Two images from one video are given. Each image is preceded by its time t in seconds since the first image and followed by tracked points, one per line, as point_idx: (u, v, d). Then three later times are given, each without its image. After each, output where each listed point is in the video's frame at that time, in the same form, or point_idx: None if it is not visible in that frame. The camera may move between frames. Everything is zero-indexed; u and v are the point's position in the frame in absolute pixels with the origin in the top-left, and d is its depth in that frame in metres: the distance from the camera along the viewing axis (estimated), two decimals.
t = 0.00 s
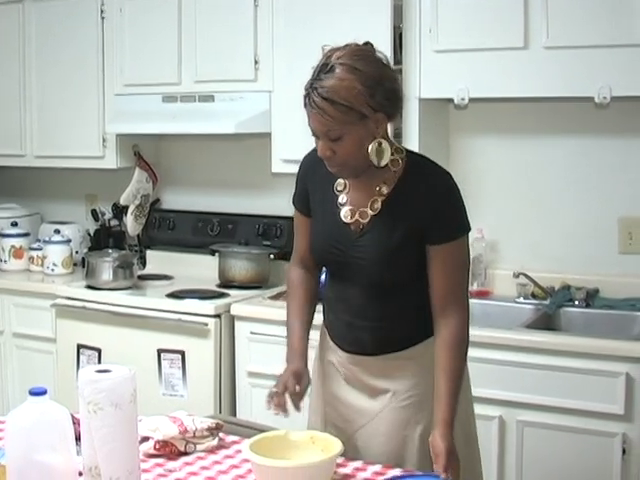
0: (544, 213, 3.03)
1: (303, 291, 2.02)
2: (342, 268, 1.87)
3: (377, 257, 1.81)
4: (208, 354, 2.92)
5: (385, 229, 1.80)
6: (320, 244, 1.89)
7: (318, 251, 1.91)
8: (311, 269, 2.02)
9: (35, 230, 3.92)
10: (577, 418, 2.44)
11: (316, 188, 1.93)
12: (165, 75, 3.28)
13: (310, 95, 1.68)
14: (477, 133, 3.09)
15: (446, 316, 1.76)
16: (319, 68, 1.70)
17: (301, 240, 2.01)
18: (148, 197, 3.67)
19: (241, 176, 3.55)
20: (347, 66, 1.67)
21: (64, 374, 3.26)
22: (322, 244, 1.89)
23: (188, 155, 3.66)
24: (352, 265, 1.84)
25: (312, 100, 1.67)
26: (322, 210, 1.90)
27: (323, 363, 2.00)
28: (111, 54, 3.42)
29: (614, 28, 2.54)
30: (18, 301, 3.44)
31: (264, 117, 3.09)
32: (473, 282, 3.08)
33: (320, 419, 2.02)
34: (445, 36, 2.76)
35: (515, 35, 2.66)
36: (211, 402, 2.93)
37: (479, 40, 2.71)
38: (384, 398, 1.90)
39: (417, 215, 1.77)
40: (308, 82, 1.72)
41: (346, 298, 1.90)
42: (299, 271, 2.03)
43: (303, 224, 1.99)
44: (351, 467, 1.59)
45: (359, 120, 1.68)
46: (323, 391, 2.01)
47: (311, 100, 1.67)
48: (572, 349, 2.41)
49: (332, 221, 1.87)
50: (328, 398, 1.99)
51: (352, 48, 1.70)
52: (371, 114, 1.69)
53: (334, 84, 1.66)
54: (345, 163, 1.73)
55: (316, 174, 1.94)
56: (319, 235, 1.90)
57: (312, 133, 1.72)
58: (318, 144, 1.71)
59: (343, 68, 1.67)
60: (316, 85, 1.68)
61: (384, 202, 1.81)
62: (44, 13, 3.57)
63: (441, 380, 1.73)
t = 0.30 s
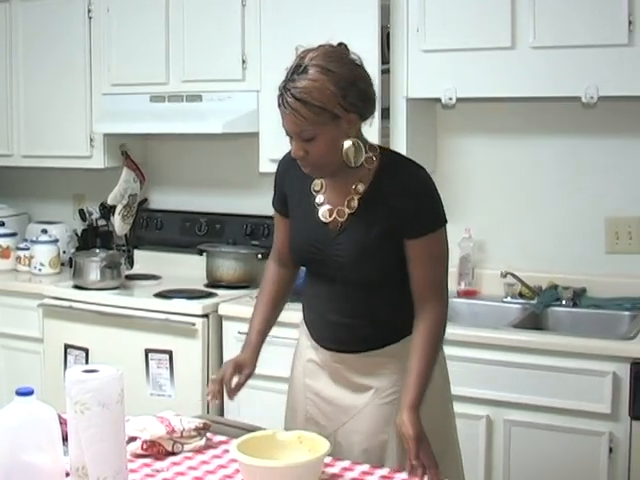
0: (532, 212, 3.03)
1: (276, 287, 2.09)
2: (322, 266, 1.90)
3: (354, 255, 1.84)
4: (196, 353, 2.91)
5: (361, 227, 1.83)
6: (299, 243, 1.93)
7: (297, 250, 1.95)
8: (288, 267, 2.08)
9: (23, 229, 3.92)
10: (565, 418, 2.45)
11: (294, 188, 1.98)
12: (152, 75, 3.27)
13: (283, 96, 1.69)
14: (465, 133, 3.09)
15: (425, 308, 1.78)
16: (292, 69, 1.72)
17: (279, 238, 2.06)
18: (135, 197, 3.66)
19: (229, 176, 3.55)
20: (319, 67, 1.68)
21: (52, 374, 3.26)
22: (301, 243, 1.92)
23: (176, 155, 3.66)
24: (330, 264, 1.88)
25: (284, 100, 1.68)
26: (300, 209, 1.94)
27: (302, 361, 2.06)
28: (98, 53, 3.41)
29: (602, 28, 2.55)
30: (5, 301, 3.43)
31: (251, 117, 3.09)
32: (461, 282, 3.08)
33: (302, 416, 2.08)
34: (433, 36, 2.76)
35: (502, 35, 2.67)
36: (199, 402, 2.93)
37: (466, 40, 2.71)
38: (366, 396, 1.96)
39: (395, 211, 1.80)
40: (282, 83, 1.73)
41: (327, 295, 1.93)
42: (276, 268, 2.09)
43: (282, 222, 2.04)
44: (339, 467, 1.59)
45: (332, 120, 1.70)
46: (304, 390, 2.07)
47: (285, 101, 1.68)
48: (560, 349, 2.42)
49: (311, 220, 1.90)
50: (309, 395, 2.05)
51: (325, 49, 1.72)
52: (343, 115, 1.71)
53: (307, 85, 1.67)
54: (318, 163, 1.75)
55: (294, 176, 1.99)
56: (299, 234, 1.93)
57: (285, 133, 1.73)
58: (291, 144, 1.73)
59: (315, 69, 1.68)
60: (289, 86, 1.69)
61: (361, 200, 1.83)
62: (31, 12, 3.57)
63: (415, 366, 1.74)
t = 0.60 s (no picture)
0: (527, 212, 3.03)
1: (227, 289, 2.06)
2: (293, 264, 1.94)
3: (327, 251, 1.90)
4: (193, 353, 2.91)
5: (334, 224, 1.89)
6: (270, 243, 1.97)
7: (267, 250, 1.99)
8: (242, 269, 2.07)
9: (19, 229, 3.91)
10: (561, 418, 2.45)
11: (259, 191, 2.00)
12: (148, 75, 3.27)
13: (252, 95, 1.73)
14: (462, 134, 3.10)
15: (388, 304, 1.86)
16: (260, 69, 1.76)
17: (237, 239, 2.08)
18: (132, 197, 3.66)
19: (225, 176, 3.55)
20: (287, 66, 1.73)
21: (48, 375, 3.25)
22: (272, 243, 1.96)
23: (172, 155, 3.66)
24: (302, 261, 1.92)
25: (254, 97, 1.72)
26: (269, 210, 1.97)
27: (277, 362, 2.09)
28: (94, 53, 3.40)
29: (598, 28, 2.55)
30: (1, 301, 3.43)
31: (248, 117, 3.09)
32: (457, 281, 3.07)
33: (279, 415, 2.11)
34: (430, 37, 2.76)
35: (499, 35, 2.67)
36: (195, 402, 2.93)
37: (463, 40, 2.71)
38: (343, 391, 2.01)
39: (367, 207, 1.86)
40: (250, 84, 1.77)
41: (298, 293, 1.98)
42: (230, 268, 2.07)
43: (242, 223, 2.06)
44: (335, 467, 1.59)
45: (301, 117, 1.74)
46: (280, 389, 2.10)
47: (254, 100, 1.72)
48: (556, 349, 2.42)
49: (282, 222, 1.94)
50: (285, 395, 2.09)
51: (293, 49, 1.76)
52: (312, 112, 1.76)
53: (277, 83, 1.71)
54: (287, 161, 1.78)
55: (257, 178, 2.01)
56: (269, 234, 1.97)
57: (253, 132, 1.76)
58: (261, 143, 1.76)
59: (284, 67, 1.73)
60: (258, 85, 1.73)
61: (332, 197, 1.89)
62: (27, 13, 3.56)
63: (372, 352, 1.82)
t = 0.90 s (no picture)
0: (531, 213, 3.03)
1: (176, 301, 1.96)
2: (273, 267, 1.97)
3: (307, 252, 1.93)
4: (198, 354, 2.91)
5: (313, 226, 1.92)
6: (248, 249, 1.98)
7: (244, 256, 2.00)
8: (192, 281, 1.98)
9: (24, 230, 3.92)
10: (566, 419, 2.44)
11: (231, 199, 1.99)
12: (154, 75, 3.27)
13: (233, 107, 1.68)
14: (467, 134, 3.09)
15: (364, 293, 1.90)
16: (234, 80, 1.71)
17: (192, 249, 2.02)
18: (136, 197, 3.66)
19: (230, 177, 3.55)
20: (266, 75, 1.70)
21: (53, 375, 3.26)
22: (250, 248, 1.98)
23: (177, 155, 3.66)
24: (283, 263, 1.95)
25: (236, 111, 1.68)
26: (245, 216, 1.98)
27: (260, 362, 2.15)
28: (100, 54, 3.40)
29: (603, 29, 2.54)
30: (6, 302, 3.43)
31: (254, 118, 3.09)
32: (462, 282, 3.08)
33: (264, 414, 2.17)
34: (435, 37, 2.76)
35: (504, 35, 2.66)
36: (200, 402, 2.93)
37: (469, 40, 2.71)
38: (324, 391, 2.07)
39: (341, 206, 1.90)
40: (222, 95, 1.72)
41: (279, 293, 2.01)
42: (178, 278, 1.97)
43: (201, 232, 2.02)
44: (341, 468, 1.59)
45: (284, 124, 1.73)
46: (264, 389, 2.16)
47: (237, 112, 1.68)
48: (561, 350, 2.42)
49: (258, 227, 1.96)
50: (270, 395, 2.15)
51: (266, 58, 1.73)
52: (295, 118, 1.75)
53: (260, 93, 1.68)
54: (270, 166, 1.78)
55: (227, 186, 2.00)
56: (246, 240, 1.98)
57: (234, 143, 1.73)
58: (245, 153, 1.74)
59: (264, 77, 1.69)
60: (238, 96, 1.69)
61: (308, 198, 1.93)
62: (32, 14, 3.56)
63: (347, 338, 1.84)
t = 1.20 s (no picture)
0: (545, 214, 3.03)
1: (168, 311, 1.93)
2: (278, 267, 1.96)
3: (312, 251, 1.93)
4: (211, 355, 2.91)
5: (317, 227, 1.91)
6: (253, 254, 1.96)
7: (250, 260, 1.98)
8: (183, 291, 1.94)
9: (37, 231, 3.92)
10: (580, 420, 2.44)
11: (231, 206, 1.95)
12: (167, 77, 3.27)
13: (245, 116, 1.67)
14: (480, 135, 3.09)
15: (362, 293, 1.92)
16: (239, 89, 1.70)
17: (185, 257, 1.96)
18: (150, 198, 3.65)
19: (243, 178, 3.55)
20: (273, 81, 1.70)
21: (66, 376, 3.26)
22: (256, 254, 1.95)
23: (191, 156, 3.66)
24: (287, 264, 1.94)
25: (251, 119, 1.67)
26: (246, 223, 1.94)
27: (262, 365, 2.15)
28: (114, 55, 3.41)
29: (617, 29, 2.54)
30: (20, 303, 3.44)
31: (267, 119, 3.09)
32: (476, 283, 3.07)
33: (268, 416, 2.17)
34: (449, 39, 2.76)
35: (518, 37, 2.66)
36: (214, 404, 2.93)
37: (481, 41, 2.71)
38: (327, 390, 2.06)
39: (342, 206, 1.90)
40: (228, 106, 1.71)
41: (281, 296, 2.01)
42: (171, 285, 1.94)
43: (195, 240, 1.96)
44: (354, 470, 1.59)
45: (294, 129, 1.73)
46: (268, 391, 2.16)
47: (250, 120, 1.67)
48: (574, 351, 2.41)
49: (261, 230, 1.93)
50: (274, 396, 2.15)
51: (268, 65, 1.72)
52: (302, 122, 1.75)
53: (271, 99, 1.68)
54: (280, 173, 1.77)
55: (226, 194, 1.96)
56: (250, 246, 1.96)
57: (244, 152, 1.72)
58: (257, 161, 1.73)
59: (272, 83, 1.69)
60: (249, 105, 1.68)
61: (311, 200, 1.91)
62: (46, 16, 3.57)
63: (348, 337, 1.89)
